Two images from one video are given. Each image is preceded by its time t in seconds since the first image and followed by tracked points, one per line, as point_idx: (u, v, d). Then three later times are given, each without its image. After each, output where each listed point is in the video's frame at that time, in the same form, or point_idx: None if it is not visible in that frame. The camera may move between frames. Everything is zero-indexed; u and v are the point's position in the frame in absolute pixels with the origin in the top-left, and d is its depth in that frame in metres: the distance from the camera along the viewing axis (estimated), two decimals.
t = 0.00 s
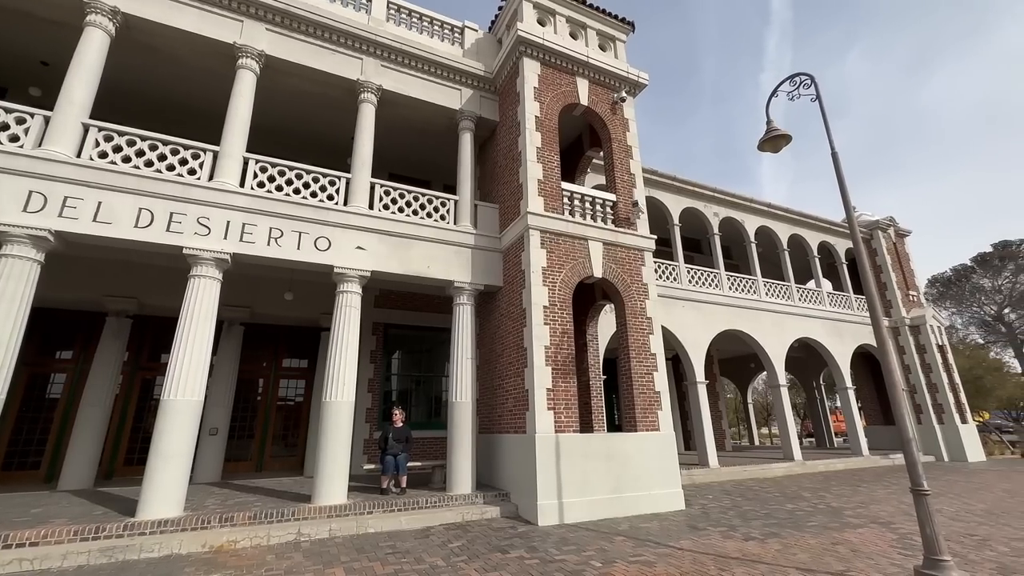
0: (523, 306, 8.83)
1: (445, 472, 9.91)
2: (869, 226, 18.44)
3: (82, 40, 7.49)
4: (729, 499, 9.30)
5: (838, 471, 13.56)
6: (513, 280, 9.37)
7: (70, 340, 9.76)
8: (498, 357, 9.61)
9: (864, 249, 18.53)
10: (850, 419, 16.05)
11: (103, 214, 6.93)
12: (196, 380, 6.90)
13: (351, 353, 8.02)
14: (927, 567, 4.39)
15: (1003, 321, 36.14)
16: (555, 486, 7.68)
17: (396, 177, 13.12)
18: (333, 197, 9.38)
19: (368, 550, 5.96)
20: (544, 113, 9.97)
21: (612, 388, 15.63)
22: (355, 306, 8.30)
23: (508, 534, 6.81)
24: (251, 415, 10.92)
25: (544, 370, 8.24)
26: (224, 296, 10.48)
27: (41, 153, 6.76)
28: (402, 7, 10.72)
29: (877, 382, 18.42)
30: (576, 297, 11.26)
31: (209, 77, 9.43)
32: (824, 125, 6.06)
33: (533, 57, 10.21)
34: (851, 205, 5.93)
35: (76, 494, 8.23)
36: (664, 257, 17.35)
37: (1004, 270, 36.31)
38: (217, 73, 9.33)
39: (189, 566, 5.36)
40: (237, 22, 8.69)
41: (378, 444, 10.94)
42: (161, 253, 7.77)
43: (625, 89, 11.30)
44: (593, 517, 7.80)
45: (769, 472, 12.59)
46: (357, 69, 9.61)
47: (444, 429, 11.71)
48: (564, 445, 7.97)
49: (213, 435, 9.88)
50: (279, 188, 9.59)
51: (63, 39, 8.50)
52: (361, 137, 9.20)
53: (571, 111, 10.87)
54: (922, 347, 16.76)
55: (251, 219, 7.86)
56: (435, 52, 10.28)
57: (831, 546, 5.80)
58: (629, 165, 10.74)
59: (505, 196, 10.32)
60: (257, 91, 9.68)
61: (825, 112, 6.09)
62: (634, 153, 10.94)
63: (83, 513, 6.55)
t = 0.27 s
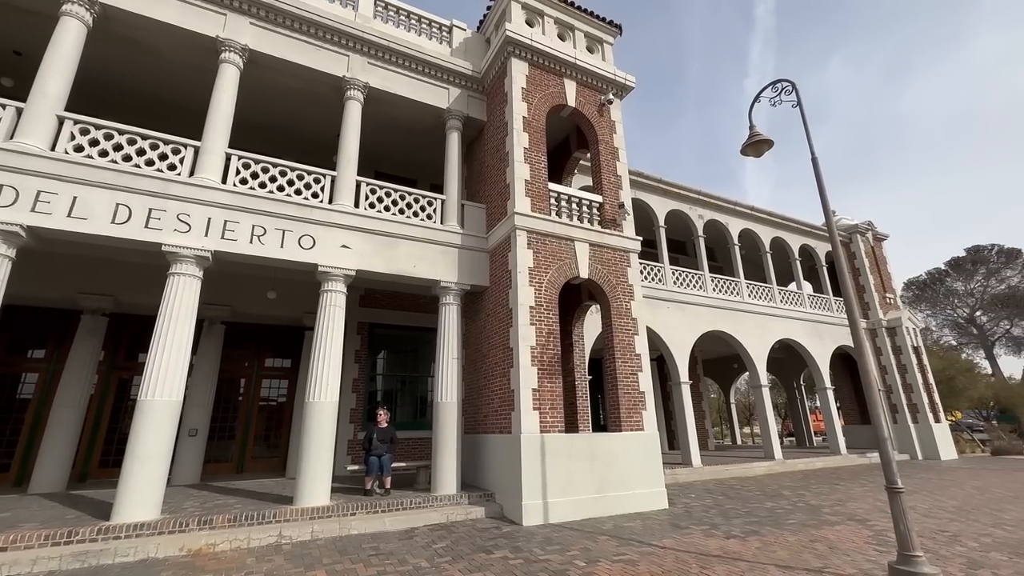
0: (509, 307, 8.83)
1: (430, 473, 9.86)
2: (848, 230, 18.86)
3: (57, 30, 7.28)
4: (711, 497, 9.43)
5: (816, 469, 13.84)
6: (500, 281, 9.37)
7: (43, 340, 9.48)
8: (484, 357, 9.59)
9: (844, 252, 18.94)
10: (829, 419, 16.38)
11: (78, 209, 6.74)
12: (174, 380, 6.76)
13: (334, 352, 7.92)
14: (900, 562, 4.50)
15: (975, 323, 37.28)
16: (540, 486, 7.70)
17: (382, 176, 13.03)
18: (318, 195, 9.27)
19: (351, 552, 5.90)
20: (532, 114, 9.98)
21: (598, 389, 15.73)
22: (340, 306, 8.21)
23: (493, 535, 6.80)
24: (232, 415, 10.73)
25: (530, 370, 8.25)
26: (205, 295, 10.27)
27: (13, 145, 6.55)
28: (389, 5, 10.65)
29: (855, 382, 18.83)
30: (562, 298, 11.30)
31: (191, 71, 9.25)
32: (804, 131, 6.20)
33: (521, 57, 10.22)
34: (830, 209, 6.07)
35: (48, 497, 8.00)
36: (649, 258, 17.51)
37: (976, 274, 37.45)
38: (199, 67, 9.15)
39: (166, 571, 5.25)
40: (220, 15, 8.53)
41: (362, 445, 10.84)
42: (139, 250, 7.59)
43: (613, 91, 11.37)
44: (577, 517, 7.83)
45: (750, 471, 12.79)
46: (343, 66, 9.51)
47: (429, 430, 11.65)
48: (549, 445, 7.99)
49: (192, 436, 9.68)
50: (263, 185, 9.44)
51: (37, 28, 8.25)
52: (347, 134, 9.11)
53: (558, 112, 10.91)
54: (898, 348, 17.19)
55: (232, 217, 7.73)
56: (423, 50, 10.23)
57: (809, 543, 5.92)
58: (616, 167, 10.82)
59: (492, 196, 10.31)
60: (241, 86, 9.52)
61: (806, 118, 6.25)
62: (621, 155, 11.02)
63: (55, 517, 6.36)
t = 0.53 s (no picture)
0: (496, 307, 8.83)
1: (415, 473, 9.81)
2: (830, 233, 19.24)
3: (32, 20, 7.08)
4: (695, 496, 9.54)
5: (797, 468, 14.10)
6: (487, 281, 9.37)
7: (15, 338, 9.20)
8: (471, 357, 9.58)
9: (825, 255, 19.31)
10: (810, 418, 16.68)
11: (54, 204, 6.57)
12: (153, 380, 6.62)
13: (319, 352, 7.83)
14: (876, 558, 4.60)
15: (949, 325, 38.33)
16: (525, 486, 7.71)
17: (369, 174, 12.92)
18: (304, 193, 9.15)
19: (334, 553, 5.85)
20: (520, 114, 9.99)
21: (584, 389, 15.82)
22: (325, 305, 8.12)
23: (478, 534, 6.79)
24: (213, 416, 10.55)
25: (516, 370, 8.26)
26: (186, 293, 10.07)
27: None
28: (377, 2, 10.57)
29: (835, 383, 19.20)
30: (549, 298, 11.33)
31: (172, 64, 9.06)
32: (787, 134, 6.30)
33: (510, 57, 10.23)
34: (812, 212, 6.18)
35: (20, 500, 7.78)
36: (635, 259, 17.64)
37: (951, 277, 38.51)
38: (181, 61, 8.98)
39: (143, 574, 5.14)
40: (204, 8, 8.37)
41: (347, 445, 10.74)
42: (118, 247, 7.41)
43: (601, 93, 11.44)
44: (563, 516, 7.86)
45: (733, 469, 12.98)
46: (330, 62, 9.41)
47: (415, 430, 11.59)
48: (535, 444, 8.01)
49: (172, 437, 9.48)
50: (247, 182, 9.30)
51: (12, 17, 8.01)
52: (333, 131, 9.01)
53: (546, 113, 10.94)
54: (876, 349, 17.59)
55: (215, 213, 7.60)
56: (411, 48, 10.17)
57: (789, 540, 6.03)
58: (603, 169, 10.88)
59: (480, 196, 10.30)
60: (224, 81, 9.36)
61: (788, 122, 6.34)
62: (608, 156, 11.10)
63: (27, 521, 6.19)
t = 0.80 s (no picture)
0: (483, 306, 8.82)
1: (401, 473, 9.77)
2: (813, 235, 19.58)
3: (8, 9, 6.88)
4: (679, 494, 9.64)
5: (779, 466, 14.34)
6: (474, 280, 9.35)
7: None
8: (458, 356, 9.56)
9: (808, 257, 19.64)
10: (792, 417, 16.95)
11: (30, 198, 6.40)
12: (132, 379, 6.48)
13: (304, 351, 7.75)
14: (854, 554, 4.70)
15: (927, 326, 39.25)
16: (512, 486, 7.72)
17: (357, 171, 12.82)
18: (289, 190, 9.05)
19: (319, 554, 5.80)
20: (509, 114, 9.99)
21: (571, 388, 15.88)
22: (310, 303, 8.04)
23: (464, 534, 6.79)
24: (195, 416, 10.38)
25: (504, 369, 8.26)
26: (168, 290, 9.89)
27: None
28: None
29: (817, 382, 19.54)
30: (537, 298, 11.36)
31: (155, 57, 8.89)
32: (770, 138, 6.40)
33: (499, 57, 10.22)
34: (795, 215, 6.28)
35: None
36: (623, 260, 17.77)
37: (929, 279, 39.46)
38: (164, 54, 8.81)
39: None
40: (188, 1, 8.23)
41: (332, 445, 10.64)
42: (96, 243, 7.25)
43: (589, 94, 11.50)
44: (549, 515, 7.89)
45: (717, 468, 13.15)
46: (317, 58, 9.31)
47: (401, 430, 11.54)
48: (522, 444, 8.03)
49: (152, 437, 9.29)
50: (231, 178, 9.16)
51: None
52: (320, 128, 8.92)
53: (535, 113, 10.96)
54: (857, 350, 17.95)
55: (198, 210, 7.47)
56: (399, 46, 10.11)
57: (771, 537, 6.13)
58: (591, 169, 10.94)
59: (468, 195, 10.28)
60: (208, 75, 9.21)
61: (772, 125, 6.42)
62: (597, 157, 11.15)
63: None
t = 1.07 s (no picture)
0: (472, 305, 8.81)
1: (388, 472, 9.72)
2: (797, 237, 19.88)
3: None
4: (665, 492, 9.74)
5: (763, 464, 14.55)
6: (463, 279, 9.33)
7: None
8: (446, 355, 9.54)
9: (792, 258, 19.95)
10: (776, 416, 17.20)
11: (6, 191, 6.24)
12: (112, 377, 6.36)
13: (289, 349, 7.67)
14: (833, 550, 4.80)
15: (907, 327, 40.11)
16: (499, 484, 7.72)
17: (345, 168, 12.70)
18: (276, 186, 8.94)
19: (303, 554, 5.75)
20: (499, 112, 9.98)
21: (559, 387, 15.94)
22: (296, 301, 7.95)
23: (450, 533, 6.79)
24: (178, 415, 10.21)
25: (492, 368, 8.26)
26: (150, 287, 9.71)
27: None
28: None
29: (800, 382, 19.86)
30: (526, 297, 11.37)
31: (138, 48, 8.71)
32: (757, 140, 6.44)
33: (489, 55, 10.20)
34: (779, 216, 6.37)
35: None
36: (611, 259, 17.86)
37: (909, 281, 40.33)
38: (147, 46, 8.65)
39: None
40: None
41: (318, 444, 10.55)
42: (76, 238, 7.09)
43: (579, 93, 11.53)
44: (535, 514, 7.91)
45: (702, 466, 13.30)
46: (305, 53, 9.20)
47: (388, 429, 11.47)
48: (509, 442, 8.04)
49: (132, 437, 9.10)
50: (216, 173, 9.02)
51: None
52: (307, 124, 8.82)
53: (525, 112, 10.97)
54: (839, 350, 18.27)
55: (181, 205, 7.35)
56: (389, 42, 10.04)
57: (753, 534, 6.22)
58: (580, 169, 10.98)
59: (457, 193, 10.26)
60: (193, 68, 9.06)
61: (758, 128, 6.50)
62: (585, 157, 11.20)
63: None
